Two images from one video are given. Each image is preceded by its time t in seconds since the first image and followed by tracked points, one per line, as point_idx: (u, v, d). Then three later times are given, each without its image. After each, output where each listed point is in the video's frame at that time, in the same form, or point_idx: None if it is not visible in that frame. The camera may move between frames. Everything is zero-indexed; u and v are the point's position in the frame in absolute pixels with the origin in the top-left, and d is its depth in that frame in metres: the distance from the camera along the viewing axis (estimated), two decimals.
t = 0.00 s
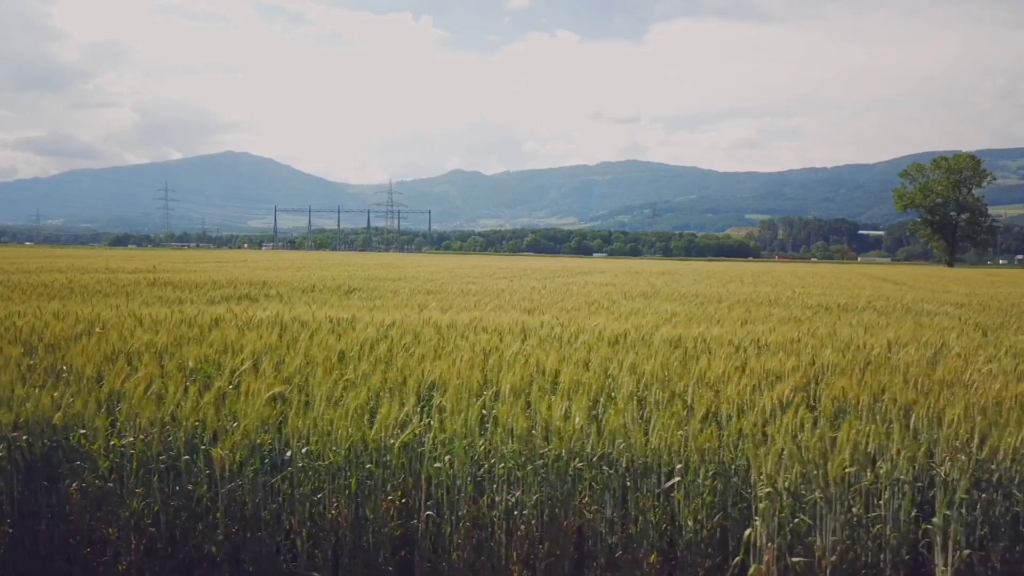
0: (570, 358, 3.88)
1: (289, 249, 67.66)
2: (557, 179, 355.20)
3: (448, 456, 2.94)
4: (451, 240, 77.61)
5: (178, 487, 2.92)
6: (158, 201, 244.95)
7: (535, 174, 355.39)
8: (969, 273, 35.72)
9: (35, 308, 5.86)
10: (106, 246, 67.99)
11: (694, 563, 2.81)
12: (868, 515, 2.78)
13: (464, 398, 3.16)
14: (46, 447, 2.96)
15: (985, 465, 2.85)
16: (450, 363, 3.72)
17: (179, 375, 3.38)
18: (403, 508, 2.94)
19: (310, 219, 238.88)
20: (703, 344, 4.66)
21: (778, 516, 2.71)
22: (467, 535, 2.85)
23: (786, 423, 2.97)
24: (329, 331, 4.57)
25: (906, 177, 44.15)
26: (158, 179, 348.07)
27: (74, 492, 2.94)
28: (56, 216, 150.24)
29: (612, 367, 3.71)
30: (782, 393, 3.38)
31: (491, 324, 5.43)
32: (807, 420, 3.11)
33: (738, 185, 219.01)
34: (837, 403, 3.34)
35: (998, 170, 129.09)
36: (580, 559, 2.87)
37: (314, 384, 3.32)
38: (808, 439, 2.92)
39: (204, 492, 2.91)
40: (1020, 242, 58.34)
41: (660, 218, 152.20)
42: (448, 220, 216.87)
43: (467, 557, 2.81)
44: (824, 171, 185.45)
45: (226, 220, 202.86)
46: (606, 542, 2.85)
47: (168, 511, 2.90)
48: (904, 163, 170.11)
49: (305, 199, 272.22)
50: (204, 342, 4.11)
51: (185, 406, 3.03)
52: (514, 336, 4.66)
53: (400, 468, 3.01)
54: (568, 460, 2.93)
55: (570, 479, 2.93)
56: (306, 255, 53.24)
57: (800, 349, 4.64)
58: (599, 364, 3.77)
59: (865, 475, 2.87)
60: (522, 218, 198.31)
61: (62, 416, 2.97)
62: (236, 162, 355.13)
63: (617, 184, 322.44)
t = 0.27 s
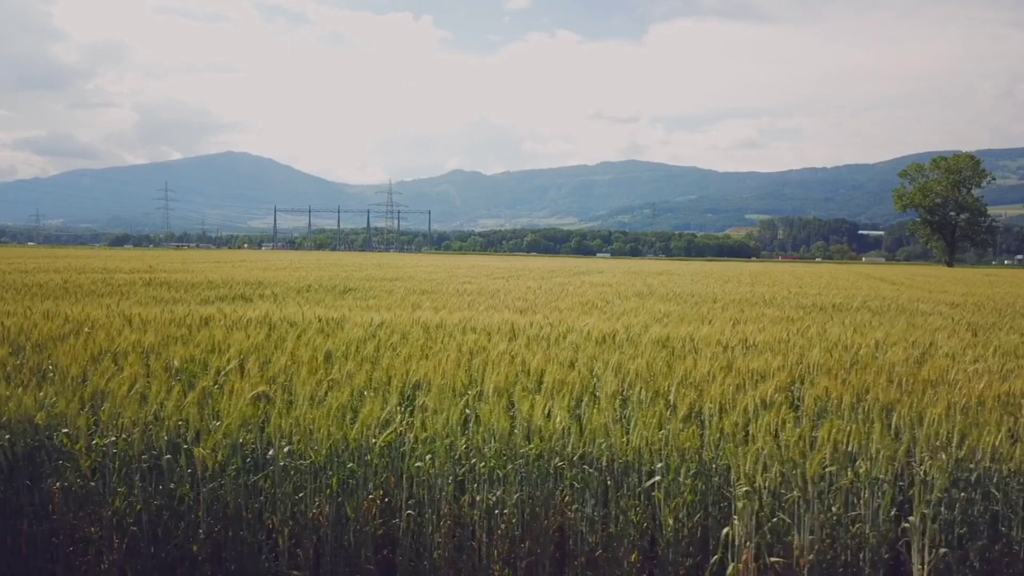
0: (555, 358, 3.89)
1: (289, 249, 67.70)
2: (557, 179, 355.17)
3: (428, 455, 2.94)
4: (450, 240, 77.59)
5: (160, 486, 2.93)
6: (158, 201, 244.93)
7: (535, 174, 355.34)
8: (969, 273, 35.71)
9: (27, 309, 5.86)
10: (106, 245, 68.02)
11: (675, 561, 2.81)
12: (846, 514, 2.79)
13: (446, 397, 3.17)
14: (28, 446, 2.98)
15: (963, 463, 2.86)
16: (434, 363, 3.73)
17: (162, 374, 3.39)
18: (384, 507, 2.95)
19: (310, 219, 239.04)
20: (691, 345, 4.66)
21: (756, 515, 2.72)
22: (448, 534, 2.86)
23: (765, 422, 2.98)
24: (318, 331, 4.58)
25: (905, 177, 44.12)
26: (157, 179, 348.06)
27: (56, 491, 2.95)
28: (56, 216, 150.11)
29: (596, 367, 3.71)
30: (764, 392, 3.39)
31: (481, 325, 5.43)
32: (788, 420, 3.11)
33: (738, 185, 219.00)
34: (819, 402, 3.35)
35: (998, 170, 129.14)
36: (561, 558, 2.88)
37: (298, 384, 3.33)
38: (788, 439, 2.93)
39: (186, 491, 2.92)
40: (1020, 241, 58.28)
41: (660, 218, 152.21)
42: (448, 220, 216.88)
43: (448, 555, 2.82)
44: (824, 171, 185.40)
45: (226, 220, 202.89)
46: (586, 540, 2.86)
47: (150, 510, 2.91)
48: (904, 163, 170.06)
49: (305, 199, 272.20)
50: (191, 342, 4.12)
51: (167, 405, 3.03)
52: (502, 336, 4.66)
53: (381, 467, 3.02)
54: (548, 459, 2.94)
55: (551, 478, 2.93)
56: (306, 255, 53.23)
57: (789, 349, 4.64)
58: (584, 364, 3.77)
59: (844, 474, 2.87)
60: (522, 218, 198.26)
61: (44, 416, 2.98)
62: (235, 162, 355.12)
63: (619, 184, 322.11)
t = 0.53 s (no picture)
0: (539, 358, 3.90)
1: (289, 249, 67.72)
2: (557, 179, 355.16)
3: (406, 454, 2.96)
4: (451, 240, 77.60)
5: (139, 484, 2.94)
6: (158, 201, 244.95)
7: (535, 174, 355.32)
8: (968, 273, 35.67)
9: (19, 308, 5.87)
10: (106, 245, 68.04)
11: (651, 559, 2.82)
12: (823, 512, 2.80)
13: (426, 395, 3.18)
14: (8, 444, 2.99)
15: (939, 462, 2.87)
16: (417, 362, 3.74)
17: (144, 373, 3.41)
18: (362, 505, 2.97)
19: (310, 219, 239.07)
20: (678, 344, 4.66)
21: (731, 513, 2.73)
22: (426, 532, 2.87)
23: (742, 421, 2.99)
24: (304, 331, 4.58)
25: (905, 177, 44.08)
26: (158, 179, 348.11)
27: (36, 490, 2.97)
28: (56, 216, 150.17)
29: (579, 367, 3.72)
30: (744, 391, 3.40)
31: (470, 324, 5.43)
32: (766, 418, 3.13)
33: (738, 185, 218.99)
34: (799, 400, 3.36)
35: (998, 170, 129.09)
36: (538, 556, 2.89)
37: (279, 383, 3.34)
38: (765, 438, 2.93)
39: (164, 489, 2.93)
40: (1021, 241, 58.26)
41: (660, 218, 152.22)
42: (448, 220, 216.88)
43: (426, 553, 2.84)
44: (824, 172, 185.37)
45: (226, 220, 202.97)
46: (563, 538, 2.87)
47: (129, 508, 2.93)
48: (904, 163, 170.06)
49: (305, 199, 272.21)
50: (176, 342, 4.11)
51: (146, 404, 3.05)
52: (489, 335, 4.67)
53: (359, 466, 3.03)
54: (526, 457, 2.95)
55: (529, 476, 2.94)
56: (306, 255, 53.24)
57: (774, 349, 4.65)
58: (566, 363, 3.78)
59: (820, 472, 2.89)
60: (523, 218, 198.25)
61: (24, 414, 2.99)
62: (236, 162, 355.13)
63: (619, 185, 322.09)
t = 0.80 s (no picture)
0: (522, 358, 3.91)
1: (289, 249, 67.71)
2: (557, 179, 355.17)
3: (383, 453, 2.97)
4: (451, 240, 77.57)
5: (118, 482, 2.96)
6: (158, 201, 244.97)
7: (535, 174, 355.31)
8: (968, 273, 35.66)
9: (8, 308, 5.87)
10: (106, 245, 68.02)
11: (626, 558, 2.84)
12: (797, 511, 2.82)
13: (404, 394, 3.19)
14: None
15: (913, 461, 2.88)
16: (399, 361, 3.75)
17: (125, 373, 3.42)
18: (340, 504, 2.99)
19: (310, 219, 239.05)
20: (664, 344, 4.66)
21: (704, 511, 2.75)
22: (401, 530, 2.89)
23: (717, 420, 3.01)
24: (289, 330, 4.59)
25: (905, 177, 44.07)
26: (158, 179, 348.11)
27: (16, 488, 2.98)
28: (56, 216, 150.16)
29: (560, 367, 3.74)
30: (722, 390, 3.42)
31: (459, 325, 5.43)
32: (742, 417, 3.14)
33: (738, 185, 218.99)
34: (777, 399, 3.37)
35: (998, 170, 129.10)
36: (513, 555, 2.91)
37: (259, 382, 3.35)
38: (740, 437, 2.95)
39: (142, 487, 2.95)
40: (1020, 241, 58.25)
41: (660, 218, 152.22)
42: (448, 220, 216.79)
43: (403, 551, 2.85)
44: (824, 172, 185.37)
45: (226, 220, 202.94)
46: (538, 537, 2.89)
47: (108, 507, 2.95)
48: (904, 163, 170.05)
49: (305, 199, 272.15)
50: (160, 342, 4.12)
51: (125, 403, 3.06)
52: (474, 336, 4.67)
53: (336, 465, 3.04)
54: (502, 456, 2.97)
55: (505, 474, 2.96)
56: (306, 254, 53.21)
57: (758, 348, 4.66)
58: (547, 364, 3.79)
59: (795, 471, 2.90)
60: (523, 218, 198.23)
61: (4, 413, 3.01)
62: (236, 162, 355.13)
63: (619, 185, 322.11)
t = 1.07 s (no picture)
0: (506, 358, 3.91)
1: (289, 250, 67.64)
2: (557, 179, 355.21)
3: (362, 452, 2.98)
4: (450, 240, 77.52)
5: (97, 481, 2.96)
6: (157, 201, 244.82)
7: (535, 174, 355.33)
8: (967, 273, 35.61)
9: None
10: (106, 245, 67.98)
11: (605, 557, 2.84)
12: (774, 511, 2.83)
13: (383, 394, 3.19)
14: None
15: (890, 460, 2.88)
16: (382, 361, 3.76)
17: (107, 372, 3.43)
18: (320, 505, 2.99)
19: (310, 220, 239.01)
20: (651, 344, 4.65)
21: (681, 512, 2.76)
22: (381, 531, 2.90)
23: (695, 418, 3.02)
24: (275, 330, 4.60)
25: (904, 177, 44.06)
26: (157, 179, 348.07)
27: None
28: (56, 216, 150.14)
29: (543, 367, 3.74)
30: (704, 390, 3.42)
31: (447, 325, 5.42)
32: (721, 416, 3.15)
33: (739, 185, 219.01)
34: (758, 399, 3.37)
35: (998, 170, 129.02)
36: (492, 555, 2.91)
37: (240, 382, 3.35)
38: (720, 435, 2.94)
39: (121, 487, 2.95)
40: (1020, 242, 58.29)
41: (661, 218, 152.28)
42: (448, 220, 216.76)
43: (382, 551, 2.86)
44: (824, 172, 185.38)
45: (226, 220, 202.92)
46: (517, 536, 2.88)
47: (87, 505, 2.95)
48: (904, 163, 170.04)
49: (305, 199, 272.13)
50: (145, 341, 4.13)
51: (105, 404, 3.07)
52: (460, 336, 4.68)
53: (315, 464, 3.04)
54: (480, 456, 2.98)
55: (483, 475, 2.97)
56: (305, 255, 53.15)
57: (743, 349, 4.67)
58: (530, 364, 3.80)
59: (772, 471, 2.90)
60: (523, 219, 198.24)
61: None
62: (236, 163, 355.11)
63: (619, 185, 322.20)
